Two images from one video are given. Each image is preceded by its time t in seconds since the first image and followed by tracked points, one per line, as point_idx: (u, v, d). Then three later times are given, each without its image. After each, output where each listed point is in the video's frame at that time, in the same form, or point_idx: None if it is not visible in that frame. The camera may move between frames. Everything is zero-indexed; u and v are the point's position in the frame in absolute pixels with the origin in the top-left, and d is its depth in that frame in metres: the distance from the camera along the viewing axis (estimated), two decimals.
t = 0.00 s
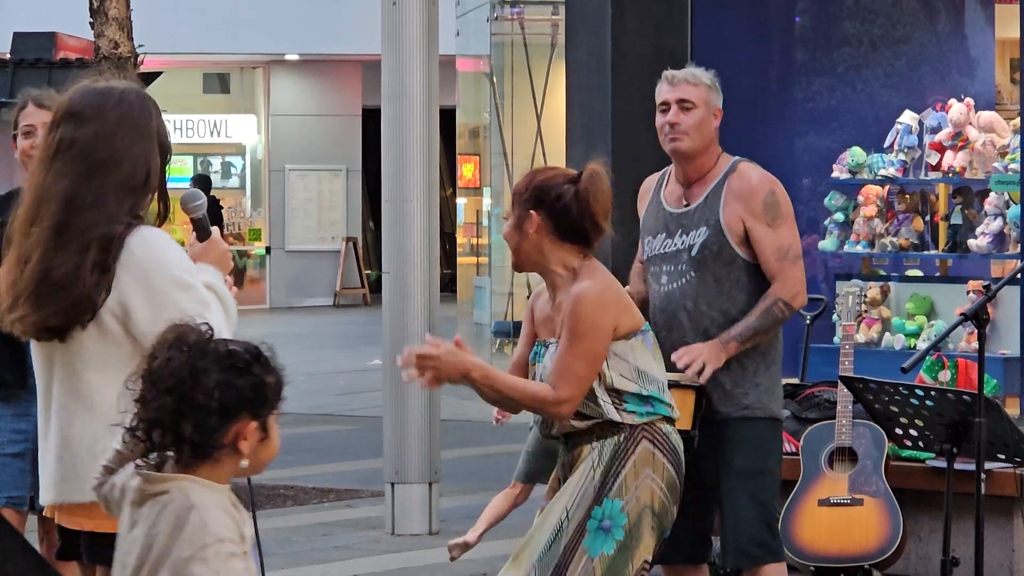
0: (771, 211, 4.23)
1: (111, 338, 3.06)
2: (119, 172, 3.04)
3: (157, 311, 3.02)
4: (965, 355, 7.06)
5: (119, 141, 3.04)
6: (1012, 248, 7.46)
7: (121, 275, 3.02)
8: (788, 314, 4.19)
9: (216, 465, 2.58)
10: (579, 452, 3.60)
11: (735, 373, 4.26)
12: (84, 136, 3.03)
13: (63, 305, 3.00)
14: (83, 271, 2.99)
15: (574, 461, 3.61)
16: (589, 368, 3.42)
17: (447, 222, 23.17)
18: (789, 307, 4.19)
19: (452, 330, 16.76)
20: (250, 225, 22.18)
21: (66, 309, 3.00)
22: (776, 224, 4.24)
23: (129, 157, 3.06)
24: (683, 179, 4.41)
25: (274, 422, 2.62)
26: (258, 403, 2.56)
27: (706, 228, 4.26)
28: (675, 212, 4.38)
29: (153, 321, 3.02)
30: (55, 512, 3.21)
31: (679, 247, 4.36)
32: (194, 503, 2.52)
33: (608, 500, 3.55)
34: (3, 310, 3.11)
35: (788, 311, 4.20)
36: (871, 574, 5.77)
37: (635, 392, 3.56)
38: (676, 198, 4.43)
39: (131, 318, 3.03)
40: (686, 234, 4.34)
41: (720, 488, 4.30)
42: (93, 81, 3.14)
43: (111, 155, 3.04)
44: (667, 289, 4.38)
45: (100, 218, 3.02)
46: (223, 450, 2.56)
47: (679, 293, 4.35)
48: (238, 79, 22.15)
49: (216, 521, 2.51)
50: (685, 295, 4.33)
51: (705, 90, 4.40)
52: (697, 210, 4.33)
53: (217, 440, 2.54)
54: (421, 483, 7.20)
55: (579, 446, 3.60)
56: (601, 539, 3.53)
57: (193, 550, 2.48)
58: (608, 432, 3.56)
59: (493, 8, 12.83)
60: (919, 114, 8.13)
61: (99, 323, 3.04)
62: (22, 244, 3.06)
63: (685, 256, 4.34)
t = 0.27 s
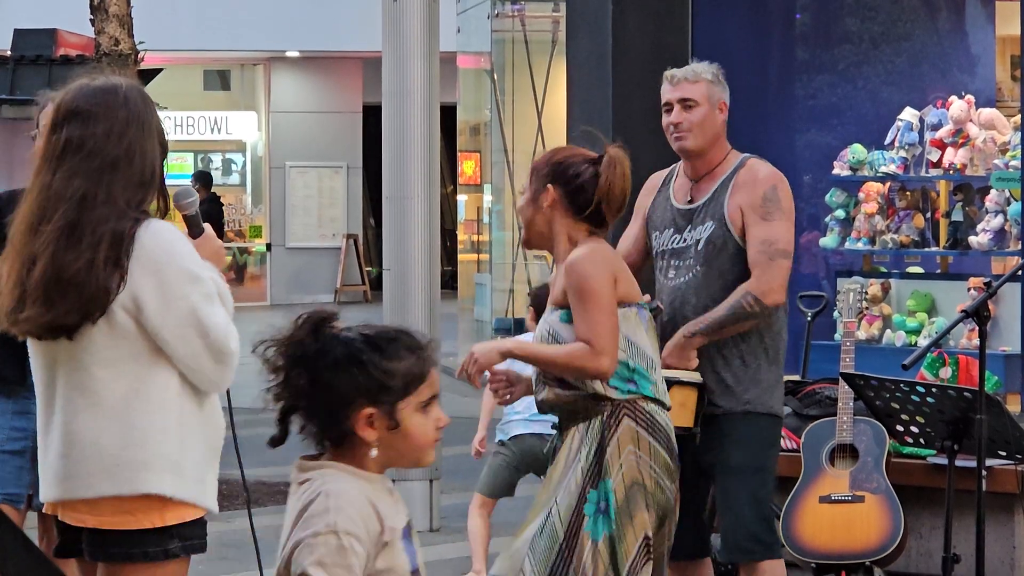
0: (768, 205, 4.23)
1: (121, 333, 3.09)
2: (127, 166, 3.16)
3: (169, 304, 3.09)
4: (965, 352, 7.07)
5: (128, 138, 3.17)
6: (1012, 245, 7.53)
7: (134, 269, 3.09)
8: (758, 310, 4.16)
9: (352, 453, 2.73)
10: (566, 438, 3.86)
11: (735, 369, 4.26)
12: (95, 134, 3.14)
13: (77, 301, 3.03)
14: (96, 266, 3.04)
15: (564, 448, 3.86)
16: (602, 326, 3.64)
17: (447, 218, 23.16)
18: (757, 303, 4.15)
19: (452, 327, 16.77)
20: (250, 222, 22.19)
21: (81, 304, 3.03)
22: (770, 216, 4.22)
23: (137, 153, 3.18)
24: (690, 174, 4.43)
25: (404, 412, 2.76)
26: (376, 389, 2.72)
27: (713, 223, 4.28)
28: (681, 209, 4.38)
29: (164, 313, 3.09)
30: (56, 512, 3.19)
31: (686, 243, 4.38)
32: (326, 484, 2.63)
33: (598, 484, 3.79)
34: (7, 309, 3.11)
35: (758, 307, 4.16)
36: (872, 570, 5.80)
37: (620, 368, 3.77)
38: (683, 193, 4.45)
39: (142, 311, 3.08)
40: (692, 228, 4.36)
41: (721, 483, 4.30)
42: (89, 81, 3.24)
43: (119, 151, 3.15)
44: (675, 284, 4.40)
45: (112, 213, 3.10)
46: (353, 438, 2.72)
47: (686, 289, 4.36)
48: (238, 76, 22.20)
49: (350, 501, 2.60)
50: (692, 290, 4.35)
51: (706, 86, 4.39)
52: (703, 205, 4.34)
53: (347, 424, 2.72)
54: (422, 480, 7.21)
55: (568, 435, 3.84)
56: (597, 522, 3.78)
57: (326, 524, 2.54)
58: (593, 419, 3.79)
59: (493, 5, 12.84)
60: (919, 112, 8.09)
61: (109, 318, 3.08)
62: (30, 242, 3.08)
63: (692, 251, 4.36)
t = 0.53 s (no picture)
0: (770, 205, 4.24)
1: (127, 325, 3.09)
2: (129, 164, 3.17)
3: (175, 295, 3.09)
4: (966, 347, 7.06)
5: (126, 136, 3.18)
6: (1014, 241, 7.47)
7: (139, 262, 3.09)
8: (755, 314, 4.17)
9: (486, 470, 2.57)
10: (599, 442, 3.72)
11: (737, 365, 4.24)
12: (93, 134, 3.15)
13: (82, 300, 3.04)
14: (100, 263, 3.05)
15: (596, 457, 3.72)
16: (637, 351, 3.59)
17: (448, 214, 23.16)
18: (758, 307, 4.17)
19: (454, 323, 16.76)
20: (251, 217, 22.12)
21: (88, 301, 3.04)
22: (774, 217, 4.24)
23: (136, 151, 3.19)
24: (697, 169, 4.42)
25: (548, 424, 2.60)
26: (520, 397, 2.55)
27: (721, 222, 4.30)
28: (692, 207, 4.39)
29: (170, 305, 3.08)
30: (60, 507, 3.17)
31: (693, 242, 4.39)
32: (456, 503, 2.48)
33: (630, 495, 3.65)
34: (14, 310, 3.12)
35: (755, 310, 4.17)
36: (872, 566, 5.78)
37: (661, 380, 3.69)
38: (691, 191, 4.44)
39: (148, 304, 3.08)
40: (700, 228, 4.37)
41: (735, 481, 4.27)
42: (90, 79, 3.27)
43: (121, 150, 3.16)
44: (681, 284, 4.40)
45: (116, 210, 3.12)
46: (490, 448, 2.56)
47: (696, 287, 4.36)
48: (238, 71, 22.10)
49: (477, 525, 2.45)
50: (703, 288, 4.35)
51: (713, 82, 4.39)
52: (713, 202, 4.35)
53: (485, 434, 2.55)
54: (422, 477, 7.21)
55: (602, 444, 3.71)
56: (625, 535, 3.64)
57: (436, 553, 2.41)
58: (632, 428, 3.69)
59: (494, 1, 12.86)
60: (920, 108, 8.08)
61: (116, 311, 3.08)
62: (37, 244, 3.10)
63: (700, 250, 4.37)
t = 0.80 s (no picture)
0: (778, 200, 4.24)
1: (127, 323, 3.08)
2: (125, 159, 3.16)
3: (176, 294, 3.09)
4: (968, 344, 7.07)
5: (121, 131, 3.16)
6: (1017, 237, 7.68)
7: (136, 260, 3.09)
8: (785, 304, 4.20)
9: (634, 458, 2.48)
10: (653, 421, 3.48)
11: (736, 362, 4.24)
12: (87, 127, 3.14)
13: (79, 296, 3.04)
14: (98, 261, 3.05)
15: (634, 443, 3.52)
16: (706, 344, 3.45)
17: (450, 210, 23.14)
18: (786, 297, 4.19)
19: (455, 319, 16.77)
20: (252, 214, 22.13)
21: (84, 299, 3.04)
22: (782, 211, 4.25)
23: (132, 145, 3.17)
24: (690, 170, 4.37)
25: (695, 407, 2.52)
26: (673, 380, 2.46)
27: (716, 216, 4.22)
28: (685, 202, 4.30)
29: (170, 303, 3.08)
30: (62, 502, 3.18)
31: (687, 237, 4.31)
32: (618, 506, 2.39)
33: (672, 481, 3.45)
34: (9, 304, 3.13)
35: (785, 301, 4.20)
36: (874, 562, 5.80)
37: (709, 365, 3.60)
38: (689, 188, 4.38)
39: (147, 301, 3.08)
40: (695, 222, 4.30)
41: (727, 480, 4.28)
42: (88, 72, 3.25)
43: (116, 145, 3.15)
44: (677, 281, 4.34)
45: (112, 206, 3.11)
46: (636, 437, 2.46)
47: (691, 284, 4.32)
48: (240, 67, 22.14)
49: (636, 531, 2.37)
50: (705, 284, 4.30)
51: (710, 84, 4.28)
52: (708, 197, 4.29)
53: (631, 424, 2.45)
54: (424, 473, 7.22)
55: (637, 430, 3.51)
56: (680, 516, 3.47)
57: (610, 559, 2.33)
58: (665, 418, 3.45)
59: None
60: (922, 103, 8.08)
61: (115, 309, 3.08)
62: (30, 237, 3.10)
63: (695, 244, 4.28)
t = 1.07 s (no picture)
0: (775, 195, 3.85)
1: (121, 320, 3.02)
2: (118, 152, 3.06)
3: (169, 292, 3.02)
4: (968, 339, 7.07)
5: (114, 124, 3.06)
6: (1018, 233, 7.76)
7: (128, 256, 3.02)
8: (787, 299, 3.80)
9: (840, 477, 2.41)
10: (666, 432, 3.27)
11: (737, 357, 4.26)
12: (80, 119, 3.05)
13: (69, 290, 2.98)
14: (89, 255, 2.99)
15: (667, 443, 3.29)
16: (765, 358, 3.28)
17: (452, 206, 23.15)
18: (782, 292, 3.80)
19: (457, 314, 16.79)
20: (254, 209, 22.09)
21: (74, 293, 2.98)
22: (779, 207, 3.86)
23: (126, 137, 3.07)
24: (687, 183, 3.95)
25: (890, 419, 2.45)
26: (867, 395, 2.39)
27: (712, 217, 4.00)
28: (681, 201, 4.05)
29: (163, 301, 3.02)
30: (63, 497, 3.15)
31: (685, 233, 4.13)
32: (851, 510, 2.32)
33: (703, 486, 3.23)
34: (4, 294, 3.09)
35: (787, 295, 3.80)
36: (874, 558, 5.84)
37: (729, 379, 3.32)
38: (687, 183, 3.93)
39: (140, 298, 3.01)
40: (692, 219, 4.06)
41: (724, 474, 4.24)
42: (89, 66, 3.17)
43: (109, 137, 3.06)
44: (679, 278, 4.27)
45: (104, 200, 3.03)
46: (835, 457, 2.40)
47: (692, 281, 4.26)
48: (242, 63, 22.03)
49: (857, 539, 2.29)
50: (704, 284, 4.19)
51: (702, 100, 3.63)
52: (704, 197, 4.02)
53: (828, 444, 2.39)
54: (425, 468, 7.22)
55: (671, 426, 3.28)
56: (700, 526, 3.21)
57: (839, 551, 2.28)
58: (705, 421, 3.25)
59: None
60: (922, 99, 7.98)
61: (108, 306, 3.01)
62: (24, 228, 3.04)
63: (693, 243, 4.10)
